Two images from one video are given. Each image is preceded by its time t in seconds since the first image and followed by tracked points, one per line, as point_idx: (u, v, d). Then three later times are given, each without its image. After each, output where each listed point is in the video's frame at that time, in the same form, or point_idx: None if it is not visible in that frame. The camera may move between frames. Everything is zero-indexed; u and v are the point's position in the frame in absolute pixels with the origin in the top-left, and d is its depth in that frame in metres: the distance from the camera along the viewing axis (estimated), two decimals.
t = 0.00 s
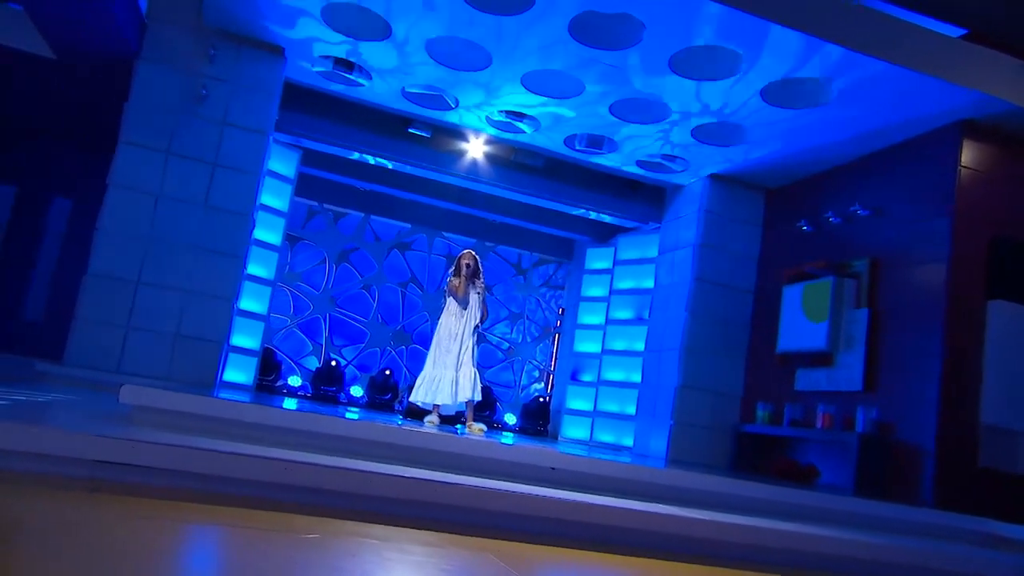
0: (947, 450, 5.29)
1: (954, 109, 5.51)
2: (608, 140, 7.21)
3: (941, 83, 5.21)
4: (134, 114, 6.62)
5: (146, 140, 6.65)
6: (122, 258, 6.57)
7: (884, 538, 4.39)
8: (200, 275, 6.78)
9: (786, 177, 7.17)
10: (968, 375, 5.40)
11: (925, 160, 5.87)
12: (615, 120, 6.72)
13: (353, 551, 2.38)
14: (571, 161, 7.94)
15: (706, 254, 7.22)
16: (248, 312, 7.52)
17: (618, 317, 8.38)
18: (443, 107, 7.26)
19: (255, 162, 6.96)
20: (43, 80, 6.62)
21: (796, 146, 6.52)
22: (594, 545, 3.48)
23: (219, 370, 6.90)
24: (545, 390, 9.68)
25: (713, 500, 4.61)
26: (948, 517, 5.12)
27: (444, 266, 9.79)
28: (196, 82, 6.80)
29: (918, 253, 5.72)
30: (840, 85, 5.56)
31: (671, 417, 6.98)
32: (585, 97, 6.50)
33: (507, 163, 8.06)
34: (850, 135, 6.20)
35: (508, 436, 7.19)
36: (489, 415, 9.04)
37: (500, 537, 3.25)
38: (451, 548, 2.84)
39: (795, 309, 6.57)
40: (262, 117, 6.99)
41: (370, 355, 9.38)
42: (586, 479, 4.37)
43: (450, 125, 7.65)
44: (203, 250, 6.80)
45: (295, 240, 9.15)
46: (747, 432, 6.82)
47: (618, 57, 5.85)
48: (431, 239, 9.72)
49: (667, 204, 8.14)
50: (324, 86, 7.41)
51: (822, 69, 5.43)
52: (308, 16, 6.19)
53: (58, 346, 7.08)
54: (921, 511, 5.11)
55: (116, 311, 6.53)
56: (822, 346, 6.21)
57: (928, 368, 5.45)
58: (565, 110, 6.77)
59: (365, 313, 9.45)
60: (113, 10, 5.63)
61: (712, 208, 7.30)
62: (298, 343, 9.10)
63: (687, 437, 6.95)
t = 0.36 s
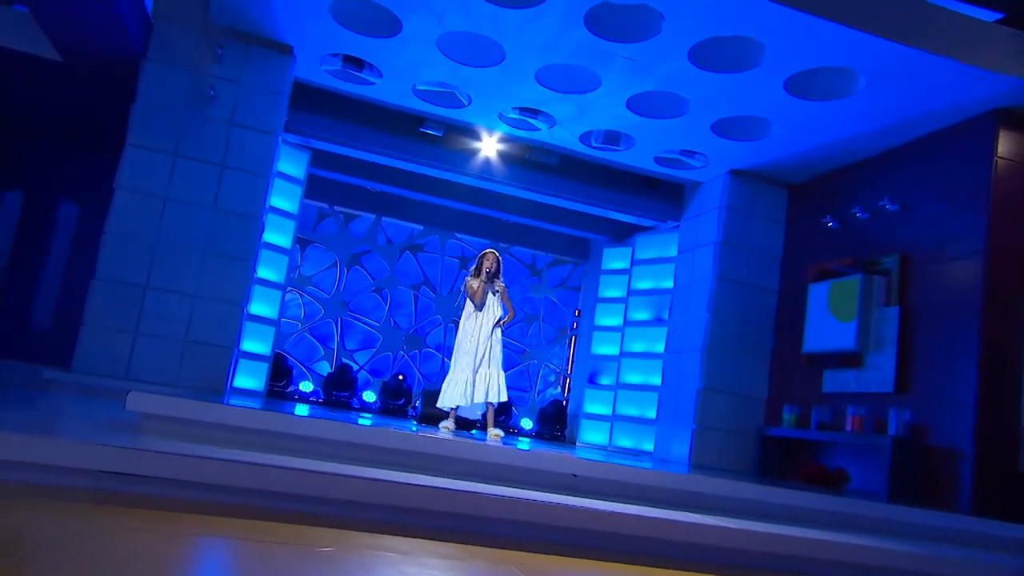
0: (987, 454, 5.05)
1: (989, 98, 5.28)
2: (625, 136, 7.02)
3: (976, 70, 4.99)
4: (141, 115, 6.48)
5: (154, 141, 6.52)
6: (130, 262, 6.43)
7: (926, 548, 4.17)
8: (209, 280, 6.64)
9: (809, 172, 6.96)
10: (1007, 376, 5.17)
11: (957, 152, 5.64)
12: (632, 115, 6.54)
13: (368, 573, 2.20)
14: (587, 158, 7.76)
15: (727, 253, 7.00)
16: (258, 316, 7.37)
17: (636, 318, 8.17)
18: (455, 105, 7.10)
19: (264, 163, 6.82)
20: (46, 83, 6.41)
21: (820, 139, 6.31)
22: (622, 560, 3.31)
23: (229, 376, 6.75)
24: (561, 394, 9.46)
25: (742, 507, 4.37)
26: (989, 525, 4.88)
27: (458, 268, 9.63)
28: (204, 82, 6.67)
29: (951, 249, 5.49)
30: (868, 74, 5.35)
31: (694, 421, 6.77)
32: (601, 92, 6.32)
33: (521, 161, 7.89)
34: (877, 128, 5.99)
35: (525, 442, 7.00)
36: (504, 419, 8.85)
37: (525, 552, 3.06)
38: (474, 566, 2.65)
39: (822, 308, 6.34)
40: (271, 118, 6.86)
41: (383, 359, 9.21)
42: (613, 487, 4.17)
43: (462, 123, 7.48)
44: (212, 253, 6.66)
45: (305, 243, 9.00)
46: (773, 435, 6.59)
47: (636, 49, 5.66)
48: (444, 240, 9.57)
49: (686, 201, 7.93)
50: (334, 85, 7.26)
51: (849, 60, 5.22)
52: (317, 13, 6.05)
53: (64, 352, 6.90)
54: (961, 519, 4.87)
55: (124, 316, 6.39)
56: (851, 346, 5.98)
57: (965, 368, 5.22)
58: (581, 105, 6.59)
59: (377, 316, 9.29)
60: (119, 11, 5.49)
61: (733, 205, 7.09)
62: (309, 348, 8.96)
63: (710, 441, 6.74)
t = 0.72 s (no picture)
0: None
1: None
2: (639, 126, 6.79)
3: (1012, 41, 4.71)
4: (142, 122, 6.32)
5: (155, 149, 6.35)
6: (135, 274, 6.26)
7: (983, 550, 3.89)
8: (216, 289, 6.46)
9: (833, 157, 6.70)
10: None
11: (992, 129, 5.35)
12: (647, 104, 6.30)
13: None
14: (600, 151, 7.53)
15: (749, 244, 6.75)
16: (268, 325, 7.19)
17: (656, 315, 7.91)
18: (463, 100, 6.89)
19: (269, 167, 6.63)
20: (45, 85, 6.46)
21: (845, 121, 6.05)
22: (661, 573, 3.08)
23: (240, 388, 6.56)
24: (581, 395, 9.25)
25: (788, 510, 4.08)
26: None
27: (470, 270, 9.43)
28: (205, 86, 6.50)
29: (988, 231, 5.20)
30: (894, 51, 5.09)
31: (721, 420, 6.53)
32: (613, 81, 6.09)
33: (532, 157, 7.67)
34: (906, 107, 5.73)
35: (546, 446, 6.77)
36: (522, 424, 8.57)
37: (556, 569, 2.82)
38: None
39: (852, 298, 6.07)
40: (274, 120, 6.67)
41: (396, 366, 9.02)
42: (646, 493, 3.91)
43: (471, 119, 7.27)
44: (219, 262, 6.48)
45: (314, 248, 8.82)
46: (805, 432, 6.33)
47: (649, 35, 5.42)
48: (456, 242, 9.38)
49: (704, 192, 7.67)
50: (337, 85, 7.06)
51: (876, 36, 4.97)
52: (316, 10, 5.84)
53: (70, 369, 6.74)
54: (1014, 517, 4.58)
55: (131, 329, 6.22)
56: (885, 337, 5.70)
57: (1009, 357, 4.92)
58: (592, 96, 6.36)
59: (390, 321, 9.09)
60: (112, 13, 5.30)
61: (754, 194, 6.84)
62: (321, 356, 8.77)
63: (739, 441, 6.50)
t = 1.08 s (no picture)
0: None
1: None
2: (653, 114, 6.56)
3: None
4: (142, 129, 6.14)
5: (156, 156, 6.17)
6: (140, 285, 6.08)
7: None
8: (223, 298, 6.26)
9: (858, 138, 6.43)
10: None
11: None
12: (662, 90, 6.07)
13: None
14: (613, 142, 7.30)
15: (773, 233, 6.50)
16: (279, 333, 7.00)
17: (678, 310, 7.66)
18: (471, 95, 6.68)
19: (274, 170, 6.43)
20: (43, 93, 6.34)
21: (870, 100, 5.79)
22: None
23: (251, 399, 6.36)
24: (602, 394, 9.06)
25: (838, 513, 3.81)
26: None
27: (484, 270, 9.23)
28: (205, 90, 6.31)
29: None
30: (923, 23, 4.83)
31: (750, 417, 6.28)
32: (626, 68, 5.86)
33: (543, 151, 7.44)
34: (935, 82, 5.46)
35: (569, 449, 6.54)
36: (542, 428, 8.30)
37: None
38: None
39: (885, 284, 5.80)
40: (277, 122, 6.48)
41: (411, 371, 8.81)
42: (686, 497, 3.64)
43: (479, 114, 7.06)
44: (225, 270, 6.28)
45: (322, 253, 8.63)
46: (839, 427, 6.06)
47: (662, 18, 5.18)
48: (467, 241, 9.18)
49: (723, 180, 7.41)
50: (341, 84, 6.86)
51: (904, 8, 4.71)
52: (316, 5, 5.64)
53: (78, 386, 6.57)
54: None
55: (137, 343, 6.04)
56: (921, 324, 5.43)
57: None
58: (605, 84, 6.13)
59: (402, 326, 8.89)
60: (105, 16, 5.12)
61: (776, 180, 6.59)
62: (333, 363, 8.59)
63: (769, 439, 6.25)
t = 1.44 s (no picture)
0: None
1: None
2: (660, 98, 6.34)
3: None
4: (131, 131, 5.93)
5: (147, 158, 5.95)
6: (134, 293, 5.86)
7: None
8: (220, 303, 6.04)
9: (874, 115, 6.19)
10: None
11: None
12: (668, 74, 5.85)
13: None
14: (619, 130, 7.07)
15: (788, 218, 6.27)
16: (280, 337, 6.79)
17: (691, 301, 7.43)
18: (470, 85, 6.46)
19: (268, 169, 6.21)
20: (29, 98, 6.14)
21: (887, 75, 5.56)
22: None
23: (253, 407, 6.15)
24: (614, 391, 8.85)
25: (879, 508, 3.57)
26: None
27: (488, 266, 9.02)
28: (194, 88, 6.09)
29: None
30: None
31: (770, 409, 6.07)
32: (631, 51, 5.63)
33: (547, 141, 7.22)
34: (955, 54, 5.22)
35: (583, 449, 6.33)
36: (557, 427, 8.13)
37: None
38: None
39: (908, 266, 5.58)
40: (271, 119, 6.26)
41: (417, 372, 8.59)
42: (715, 496, 3.41)
43: (479, 105, 6.84)
44: (222, 274, 6.06)
45: (322, 254, 8.42)
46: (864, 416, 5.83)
47: None
48: (471, 238, 8.97)
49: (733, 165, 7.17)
50: (335, 78, 6.64)
51: None
52: None
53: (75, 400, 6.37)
54: None
55: (133, 353, 5.83)
56: (947, 307, 5.19)
57: None
58: (609, 69, 5.90)
59: (406, 326, 8.66)
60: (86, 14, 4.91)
61: (789, 163, 6.36)
62: (336, 368, 8.36)
63: (790, 431, 6.04)
